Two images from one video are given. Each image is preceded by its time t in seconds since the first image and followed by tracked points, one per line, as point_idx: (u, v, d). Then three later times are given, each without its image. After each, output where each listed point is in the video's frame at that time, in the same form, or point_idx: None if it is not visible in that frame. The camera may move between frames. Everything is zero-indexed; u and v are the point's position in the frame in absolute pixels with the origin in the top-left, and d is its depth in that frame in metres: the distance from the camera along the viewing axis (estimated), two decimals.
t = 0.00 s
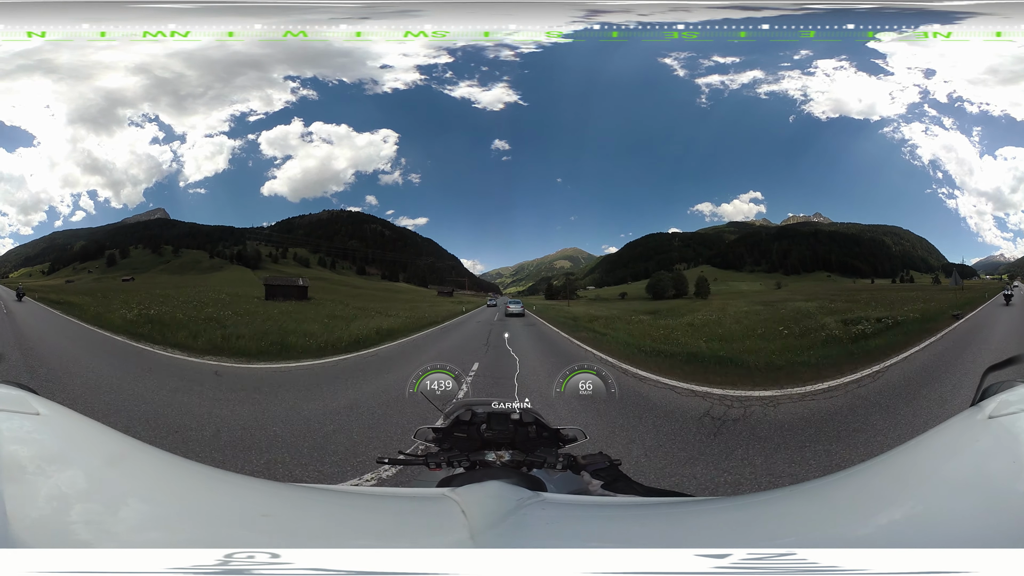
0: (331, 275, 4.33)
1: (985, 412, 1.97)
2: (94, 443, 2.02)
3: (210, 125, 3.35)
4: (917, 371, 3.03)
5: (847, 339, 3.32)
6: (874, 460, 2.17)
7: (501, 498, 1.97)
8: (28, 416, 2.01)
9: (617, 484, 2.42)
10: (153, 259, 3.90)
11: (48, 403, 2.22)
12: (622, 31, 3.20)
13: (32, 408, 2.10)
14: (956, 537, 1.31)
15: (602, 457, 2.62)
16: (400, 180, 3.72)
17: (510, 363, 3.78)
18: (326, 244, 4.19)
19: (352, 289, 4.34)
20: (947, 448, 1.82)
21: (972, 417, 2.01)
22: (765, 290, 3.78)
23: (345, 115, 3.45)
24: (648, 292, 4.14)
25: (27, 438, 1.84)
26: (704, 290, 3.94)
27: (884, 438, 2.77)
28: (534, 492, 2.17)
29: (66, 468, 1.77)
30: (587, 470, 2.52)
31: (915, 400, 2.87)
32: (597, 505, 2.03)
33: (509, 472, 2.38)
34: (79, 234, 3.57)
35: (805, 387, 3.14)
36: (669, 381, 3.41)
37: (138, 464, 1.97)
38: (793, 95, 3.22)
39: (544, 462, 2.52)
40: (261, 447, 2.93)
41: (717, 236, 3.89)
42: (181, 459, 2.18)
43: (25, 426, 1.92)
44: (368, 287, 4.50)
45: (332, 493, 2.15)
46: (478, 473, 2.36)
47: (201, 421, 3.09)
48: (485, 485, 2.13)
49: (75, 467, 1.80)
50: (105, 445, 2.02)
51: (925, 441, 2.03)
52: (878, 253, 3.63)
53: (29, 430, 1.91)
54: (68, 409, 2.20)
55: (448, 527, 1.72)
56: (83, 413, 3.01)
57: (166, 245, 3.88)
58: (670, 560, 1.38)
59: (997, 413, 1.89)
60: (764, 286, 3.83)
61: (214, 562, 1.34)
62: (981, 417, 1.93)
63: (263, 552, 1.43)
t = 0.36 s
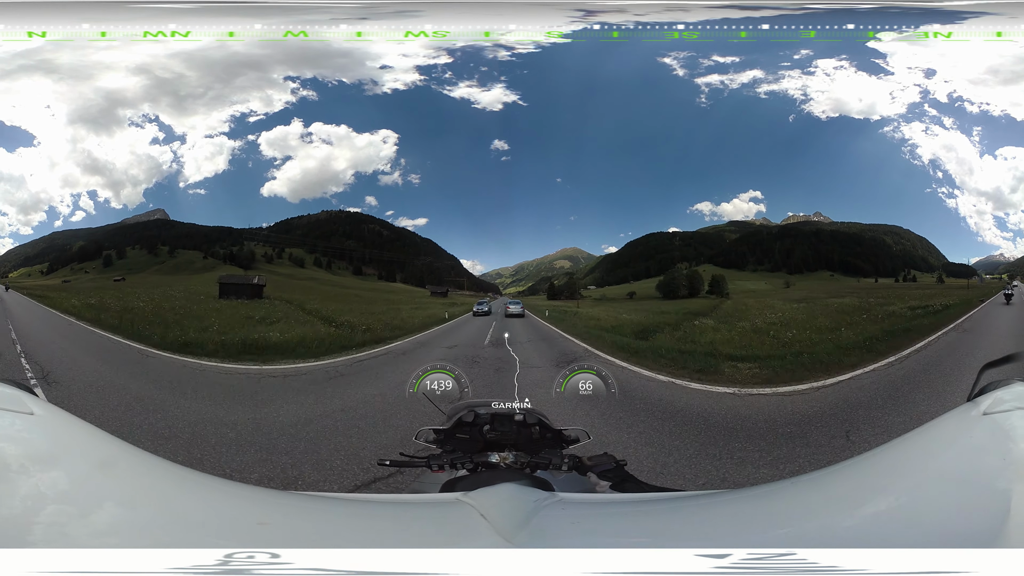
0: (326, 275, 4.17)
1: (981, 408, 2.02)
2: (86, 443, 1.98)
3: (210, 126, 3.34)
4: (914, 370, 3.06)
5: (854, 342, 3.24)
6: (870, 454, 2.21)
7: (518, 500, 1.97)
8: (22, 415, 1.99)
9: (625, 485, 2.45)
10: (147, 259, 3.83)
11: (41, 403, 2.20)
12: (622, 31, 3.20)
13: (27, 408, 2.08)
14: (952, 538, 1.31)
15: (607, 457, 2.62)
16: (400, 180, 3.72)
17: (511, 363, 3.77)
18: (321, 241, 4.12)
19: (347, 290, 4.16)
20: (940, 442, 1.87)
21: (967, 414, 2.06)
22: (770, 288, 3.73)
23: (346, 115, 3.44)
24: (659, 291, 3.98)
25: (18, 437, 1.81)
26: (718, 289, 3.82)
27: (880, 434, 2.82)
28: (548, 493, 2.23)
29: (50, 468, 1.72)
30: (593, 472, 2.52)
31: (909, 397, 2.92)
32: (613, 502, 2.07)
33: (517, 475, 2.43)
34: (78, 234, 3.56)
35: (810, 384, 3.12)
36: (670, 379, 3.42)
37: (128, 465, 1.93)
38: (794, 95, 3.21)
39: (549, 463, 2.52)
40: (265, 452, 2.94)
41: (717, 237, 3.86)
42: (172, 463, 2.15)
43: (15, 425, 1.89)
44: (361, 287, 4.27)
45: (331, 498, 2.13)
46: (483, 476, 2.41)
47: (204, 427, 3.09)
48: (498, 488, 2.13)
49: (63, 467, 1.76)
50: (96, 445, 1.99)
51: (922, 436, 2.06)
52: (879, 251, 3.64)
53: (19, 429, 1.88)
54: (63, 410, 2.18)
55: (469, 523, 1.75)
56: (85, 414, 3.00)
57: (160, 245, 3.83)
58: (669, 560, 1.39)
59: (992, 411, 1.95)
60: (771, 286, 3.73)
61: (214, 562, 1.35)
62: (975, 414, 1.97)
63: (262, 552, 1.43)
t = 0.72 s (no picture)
0: (323, 276, 4.27)
1: (981, 404, 2.05)
2: (83, 443, 1.97)
3: (210, 126, 3.32)
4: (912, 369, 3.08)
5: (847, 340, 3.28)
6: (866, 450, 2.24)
7: (531, 502, 1.95)
8: (22, 414, 2.00)
9: (629, 484, 2.47)
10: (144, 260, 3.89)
11: (40, 401, 2.20)
12: (622, 31, 3.19)
13: (27, 405, 2.08)
14: (948, 539, 1.32)
15: (611, 457, 2.62)
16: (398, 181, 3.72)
17: (511, 363, 3.77)
18: (317, 242, 4.18)
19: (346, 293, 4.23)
20: (937, 441, 1.89)
21: (967, 410, 2.08)
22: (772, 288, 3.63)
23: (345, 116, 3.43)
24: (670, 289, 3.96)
25: (13, 436, 1.80)
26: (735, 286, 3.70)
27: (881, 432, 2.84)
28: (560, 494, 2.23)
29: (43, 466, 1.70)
30: (597, 473, 2.52)
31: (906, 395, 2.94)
32: (621, 502, 2.08)
33: (521, 477, 2.40)
34: (77, 235, 3.55)
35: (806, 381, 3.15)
36: (672, 379, 3.41)
37: (122, 465, 1.91)
38: (794, 94, 3.21)
39: (554, 464, 2.51)
40: (267, 455, 2.92)
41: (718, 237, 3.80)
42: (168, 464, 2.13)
43: (12, 422, 1.88)
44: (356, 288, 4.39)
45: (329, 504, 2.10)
46: (487, 477, 2.39)
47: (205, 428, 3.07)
48: (507, 490, 2.10)
49: (58, 466, 1.75)
50: (94, 445, 1.97)
51: (920, 433, 2.09)
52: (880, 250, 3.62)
53: (14, 426, 1.87)
54: (61, 408, 2.18)
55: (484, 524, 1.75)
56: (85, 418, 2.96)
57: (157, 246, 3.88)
58: (669, 559, 1.39)
59: (991, 407, 1.96)
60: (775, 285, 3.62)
61: (214, 562, 1.35)
62: (977, 410, 2.00)
63: (262, 552, 1.43)
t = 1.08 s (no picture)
0: (318, 276, 4.31)
1: (977, 405, 2.07)
2: (77, 447, 1.93)
3: (209, 127, 3.31)
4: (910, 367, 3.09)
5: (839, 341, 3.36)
6: (865, 446, 2.24)
7: (544, 497, 1.96)
8: (16, 418, 1.95)
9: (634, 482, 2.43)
10: (140, 260, 3.89)
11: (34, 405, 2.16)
12: (622, 31, 3.19)
13: (23, 410, 2.05)
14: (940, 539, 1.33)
15: (615, 455, 2.65)
16: (397, 182, 3.73)
17: (511, 364, 3.78)
18: (313, 242, 4.21)
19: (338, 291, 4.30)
20: (932, 442, 1.91)
21: (961, 411, 2.11)
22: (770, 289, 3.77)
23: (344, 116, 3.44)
24: (680, 288, 4.11)
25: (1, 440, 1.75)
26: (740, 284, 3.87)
27: (892, 426, 2.77)
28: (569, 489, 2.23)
29: (35, 473, 1.66)
30: (600, 469, 2.53)
31: (909, 391, 2.90)
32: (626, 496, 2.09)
33: (527, 475, 2.41)
34: (76, 235, 3.55)
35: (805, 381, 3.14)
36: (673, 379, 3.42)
37: (116, 470, 1.87)
38: (793, 93, 3.23)
39: (558, 463, 2.54)
40: (256, 457, 2.84)
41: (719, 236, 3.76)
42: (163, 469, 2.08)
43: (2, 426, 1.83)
44: (353, 289, 4.43)
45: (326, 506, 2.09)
46: (493, 478, 2.39)
47: (196, 430, 3.01)
48: (520, 488, 2.09)
49: (50, 472, 1.70)
50: (88, 451, 1.93)
51: (914, 431, 2.12)
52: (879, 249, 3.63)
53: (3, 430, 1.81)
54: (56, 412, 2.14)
55: (500, 519, 1.76)
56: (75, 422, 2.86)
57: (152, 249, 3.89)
58: (670, 560, 1.39)
59: (987, 410, 1.98)
60: (780, 287, 3.75)
61: (214, 562, 1.35)
62: (971, 411, 2.03)
63: (263, 552, 1.43)
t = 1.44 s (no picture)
0: (313, 276, 4.35)
1: (973, 408, 2.07)
2: (72, 451, 1.92)
3: (208, 127, 3.31)
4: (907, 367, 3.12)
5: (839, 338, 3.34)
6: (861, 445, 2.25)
7: (547, 491, 1.97)
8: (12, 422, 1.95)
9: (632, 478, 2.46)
10: (136, 261, 3.83)
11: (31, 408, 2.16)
12: (622, 31, 3.19)
13: (19, 414, 2.03)
14: (936, 539, 1.34)
15: (613, 451, 2.64)
16: (396, 182, 3.73)
17: (511, 364, 3.78)
18: (309, 243, 4.21)
19: (332, 291, 4.33)
20: (928, 442, 1.92)
21: (957, 413, 2.12)
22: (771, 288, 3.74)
23: (344, 117, 3.43)
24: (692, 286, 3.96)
25: None
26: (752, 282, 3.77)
27: (886, 427, 2.80)
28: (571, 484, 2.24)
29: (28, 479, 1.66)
30: (601, 466, 2.52)
31: (904, 394, 2.94)
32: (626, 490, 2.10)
33: (528, 472, 2.42)
34: (74, 235, 3.54)
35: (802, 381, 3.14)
36: (671, 378, 3.44)
37: (113, 472, 1.87)
38: (790, 93, 3.24)
39: (559, 461, 2.44)
40: (256, 458, 2.85)
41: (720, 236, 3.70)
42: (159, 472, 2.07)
43: None
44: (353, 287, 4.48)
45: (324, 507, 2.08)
46: (494, 476, 2.39)
47: (195, 431, 3.02)
48: (525, 483, 2.10)
49: (44, 477, 1.70)
50: (85, 454, 1.93)
51: (909, 431, 2.13)
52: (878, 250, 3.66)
53: None
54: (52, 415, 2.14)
55: (504, 515, 1.76)
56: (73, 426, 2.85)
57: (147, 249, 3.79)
58: (669, 560, 1.39)
59: (981, 411, 1.99)
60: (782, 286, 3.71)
61: (214, 562, 1.35)
62: (966, 414, 2.03)
63: (262, 552, 1.43)
